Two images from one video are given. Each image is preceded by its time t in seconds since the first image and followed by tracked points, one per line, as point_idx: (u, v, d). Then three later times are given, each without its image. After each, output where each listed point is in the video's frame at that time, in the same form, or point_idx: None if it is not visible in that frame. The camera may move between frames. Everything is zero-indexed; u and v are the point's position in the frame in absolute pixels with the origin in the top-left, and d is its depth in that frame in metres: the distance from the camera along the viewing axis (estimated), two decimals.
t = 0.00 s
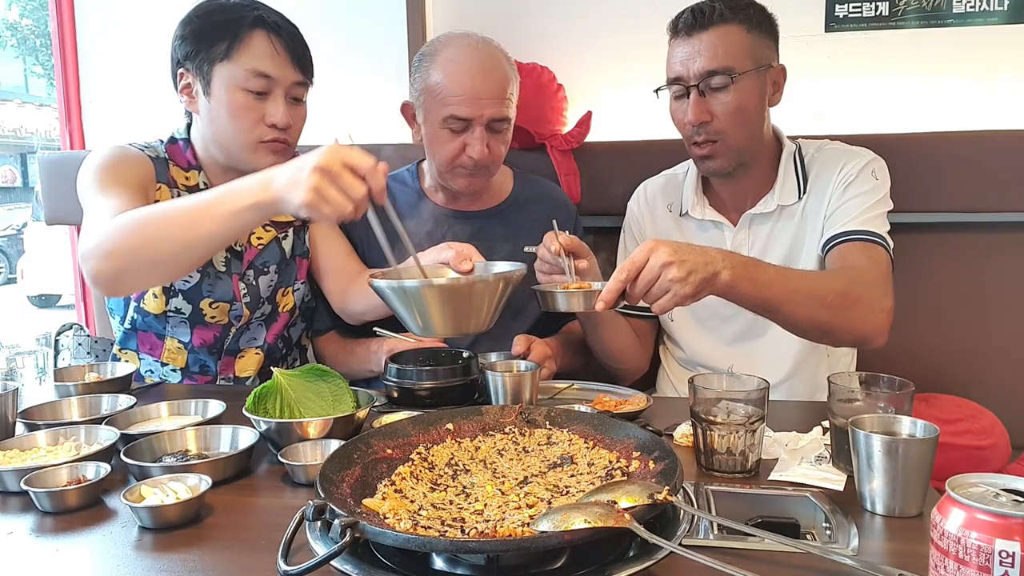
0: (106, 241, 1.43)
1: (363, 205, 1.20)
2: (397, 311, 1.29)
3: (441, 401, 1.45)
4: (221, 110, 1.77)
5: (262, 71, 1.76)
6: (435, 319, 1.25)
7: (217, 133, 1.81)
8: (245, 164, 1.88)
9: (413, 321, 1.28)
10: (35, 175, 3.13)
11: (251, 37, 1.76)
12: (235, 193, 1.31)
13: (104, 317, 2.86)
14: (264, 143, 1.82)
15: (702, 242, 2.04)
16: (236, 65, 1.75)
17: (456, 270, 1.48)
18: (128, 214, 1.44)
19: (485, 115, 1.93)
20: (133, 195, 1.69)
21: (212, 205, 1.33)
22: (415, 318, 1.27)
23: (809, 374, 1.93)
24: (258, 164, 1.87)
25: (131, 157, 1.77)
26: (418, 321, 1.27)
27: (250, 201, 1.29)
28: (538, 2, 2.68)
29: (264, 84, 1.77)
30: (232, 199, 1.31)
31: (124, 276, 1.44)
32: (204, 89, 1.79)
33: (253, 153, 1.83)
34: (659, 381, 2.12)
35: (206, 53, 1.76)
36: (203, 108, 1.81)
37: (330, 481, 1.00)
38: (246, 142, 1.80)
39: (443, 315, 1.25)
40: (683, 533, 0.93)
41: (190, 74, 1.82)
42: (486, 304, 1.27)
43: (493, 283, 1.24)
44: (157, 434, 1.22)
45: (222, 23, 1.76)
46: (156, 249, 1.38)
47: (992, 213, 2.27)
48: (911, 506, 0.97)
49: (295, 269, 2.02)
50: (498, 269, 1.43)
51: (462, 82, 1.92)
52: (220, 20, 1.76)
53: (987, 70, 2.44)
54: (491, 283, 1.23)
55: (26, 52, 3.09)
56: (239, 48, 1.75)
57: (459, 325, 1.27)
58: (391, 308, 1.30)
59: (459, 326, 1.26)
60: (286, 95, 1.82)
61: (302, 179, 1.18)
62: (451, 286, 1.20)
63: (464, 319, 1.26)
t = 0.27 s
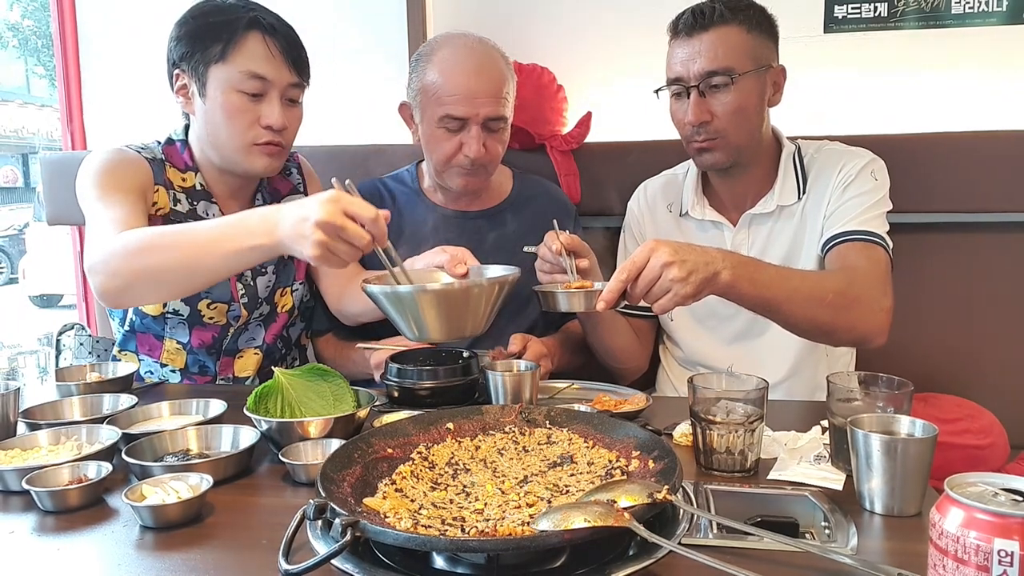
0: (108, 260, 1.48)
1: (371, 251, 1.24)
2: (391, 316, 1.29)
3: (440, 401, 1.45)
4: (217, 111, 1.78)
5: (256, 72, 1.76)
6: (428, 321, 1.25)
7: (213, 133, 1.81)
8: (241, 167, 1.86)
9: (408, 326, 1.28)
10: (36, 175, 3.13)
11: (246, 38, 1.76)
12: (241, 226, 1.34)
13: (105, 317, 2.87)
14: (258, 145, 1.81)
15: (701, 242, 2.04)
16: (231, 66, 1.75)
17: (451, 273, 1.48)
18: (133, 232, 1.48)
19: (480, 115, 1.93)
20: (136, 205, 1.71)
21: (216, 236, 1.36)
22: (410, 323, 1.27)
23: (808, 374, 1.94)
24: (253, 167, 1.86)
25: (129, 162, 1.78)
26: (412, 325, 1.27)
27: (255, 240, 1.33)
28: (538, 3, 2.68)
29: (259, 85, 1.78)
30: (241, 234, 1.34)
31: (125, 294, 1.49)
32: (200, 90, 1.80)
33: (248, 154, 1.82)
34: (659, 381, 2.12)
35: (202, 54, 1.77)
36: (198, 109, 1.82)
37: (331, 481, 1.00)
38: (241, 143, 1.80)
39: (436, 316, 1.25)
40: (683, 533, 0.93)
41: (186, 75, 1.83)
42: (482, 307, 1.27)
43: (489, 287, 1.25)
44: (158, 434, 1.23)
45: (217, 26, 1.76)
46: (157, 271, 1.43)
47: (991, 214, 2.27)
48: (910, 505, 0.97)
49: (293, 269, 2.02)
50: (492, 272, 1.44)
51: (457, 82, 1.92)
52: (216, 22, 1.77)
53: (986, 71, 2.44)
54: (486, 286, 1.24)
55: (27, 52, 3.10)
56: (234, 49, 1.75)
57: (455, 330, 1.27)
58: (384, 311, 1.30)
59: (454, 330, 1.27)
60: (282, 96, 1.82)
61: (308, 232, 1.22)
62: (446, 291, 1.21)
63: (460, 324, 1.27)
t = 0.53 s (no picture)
0: (113, 270, 1.48)
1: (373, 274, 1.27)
2: (397, 311, 1.30)
3: (440, 401, 1.45)
4: (217, 111, 1.78)
5: (257, 72, 1.76)
6: (432, 315, 1.26)
7: (213, 133, 1.81)
8: (241, 167, 1.86)
9: (413, 321, 1.29)
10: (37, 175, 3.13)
11: (246, 38, 1.76)
12: (244, 245, 1.33)
13: (105, 317, 2.87)
14: (258, 144, 1.82)
15: (701, 242, 2.04)
16: (231, 66, 1.75)
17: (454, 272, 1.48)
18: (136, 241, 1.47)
19: (481, 116, 1.93)
20: (138, 208, 1.71)
21: (220, 253, 1.35)
22: (414, 318, 1.28)
23: (809, 374, 1.94)
24: (253, 166, 1.85)
25: (131, 163, 1.77)
26: (416, 320, 1.28)
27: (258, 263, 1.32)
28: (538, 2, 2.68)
29: (259, 85, 1.78)
30: (242, 255, 1.33)
31: (131, 301, 1.49)
32: (200, 89, 1.80)
33: (248, 155, 1.82)
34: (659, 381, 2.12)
35: (202, 54, 1.77)
36: (198, 109, 1.82)
37: (331, 481, 1.00)
38: (242, 143, 1.80)
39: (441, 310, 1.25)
40: (683, 533, 0.93)
41: (186, 75, 1.82)
42: (485, 303, 1.28)
43: (492, 283, 1.25)
44: (158, 434, 1.22)
45: (217, 25, 1.76)
46: (161, 280, 1.42)
47: (991, 214, 2.27)
48: (910, 505, 0.97)
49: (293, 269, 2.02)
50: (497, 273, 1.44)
51: (458, 82, 1.92)
52: (216, 21, 1.77)
53: (986, 70, 2.44)
54: (490, 281, 1.25)
55: (27, 52, 3.10)
56: (234, 49, 1.75)
57: (459, 325, 1.28)
58: (390, 306, 1.31)
59: (458, 325, 1.28)
60: (282, 96, 1.82)
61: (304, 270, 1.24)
62: (449, 286, 1.22)
63: (464, 320, 1.28)
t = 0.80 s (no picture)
0: (117, 261, 1.47)
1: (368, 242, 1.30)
2: (400, 312, 1.30)
3: (440, 401, 1.45)
4: (218, 110, 1.78)
5: (259, 72, 1.76)
6: (437, 318, 1.25)
7: (214, 133, 1.81)
8: (240, 165, 1.87)
9: (416, 323, 1.29)
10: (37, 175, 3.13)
11: (247, 38, 1.76)
12: (244, 228, 1.33)
13: (105, 317, 2.87)
14: (259, 143, 1.82)
15: (701, 242, 2.04)
16: (233, 66, 1.75)
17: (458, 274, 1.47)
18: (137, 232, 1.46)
19: (482, 117, 1.93)
20: (141, 203, 1.71)
21: (220, 238, 1.35)
22: (417, 319, 1.28)
23: (809, 374, 1.94)
24: (253, 165, 1.86)
25: (132, 162, 1.77)
26: (420, 322, 1.28)
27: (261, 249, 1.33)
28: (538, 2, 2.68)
29: (260, 84, 1.78)
30: (239, 238, 1.33)
31: (136, 291, 1.48)
32: (201, 88, 1.80)
33: (250, 155, 1.83)
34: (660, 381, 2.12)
35: (203, 53, 1.77)
36: (200, 108, 1.82)
37: (331, 481, 1.00)
38: (243, 143, 1.80)
39: (446, 312, 1.25)
40: (683, 533, 0.93)
41: (187, 74, 1.82)
42: (490, 307, 1.27)
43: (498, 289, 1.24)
44: (158, 434, 1.22)
45: (219, 24, 1.76)
46: (165, 269, 1.41)
47: (991, 214, 2.27)
48: (910, 505, 0.97)
49: (293, 270, 2.02)
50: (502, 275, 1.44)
51: (459, 82, 1.92)
52: (218, 20, 1.77)
53: (986, 70, 2.44)
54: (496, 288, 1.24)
55: (27, 52, 3.10)
56: (237, 48, 1.75)
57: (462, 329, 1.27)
58: (393, 307, 1.31)
59: (462, 329, 1.27)
60: (282, 96, 1.82)
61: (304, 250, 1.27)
62: (455, 289, 1.21)
63: (467, 324, 1.27)
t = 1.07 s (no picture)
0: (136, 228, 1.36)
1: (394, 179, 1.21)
2: (404, 310, 1.30)
3: (440, 401, 1.45)
4: (220, 110, 1.78)
5: (263, 71, 1.76)
6: (441, 318, 1.26)
7: (217, 133, 1.81)
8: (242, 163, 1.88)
9: (421, 322, 1.29)
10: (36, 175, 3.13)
11: (250, 38, 1.76)
12: (269, 172, 1.22)
13: (105, 317, 2.87)
14: (262, 143, 1.82)
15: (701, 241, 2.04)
16: (236, 65, 1.75)
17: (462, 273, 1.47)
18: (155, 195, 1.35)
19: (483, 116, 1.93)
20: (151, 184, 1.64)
21: (246, 187, 1.24)
22: (422, 319, 1.28)
23: (809, 374, 1.94)
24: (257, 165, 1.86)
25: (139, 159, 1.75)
26: (424, 321, 1.28)
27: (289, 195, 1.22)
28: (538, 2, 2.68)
29: (264, 84, 1.78)
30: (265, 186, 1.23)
31: (165, 257, 1.36)
32: (203, 88, 1.79)
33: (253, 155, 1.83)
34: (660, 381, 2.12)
35: (206, 52, 1.77)
36: (202, 108, 1.81)
37: (331, 481, 1.00)
38: (247, 143, 1.80)
39: (449, 314, 1.25)
40: (683, 533, 0.93)
41: (189, 74, 1.82)
42: (494, 307, 1.26)
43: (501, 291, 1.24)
44: (158, 434, 1.22)
45: (222, 23, 1.76)
46: (192, 228, 1.29)
47: (991, 214, 2.27)
48: (910, 505, 0.97)
49: (294, 269, 2.02)
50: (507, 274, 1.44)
51: (459, 81, 1.92)
52: (221, 20, 1.77)
53: (986, 70, 2.44)
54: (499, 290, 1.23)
55: (27, 52, 3.08)
56: (240, 48, 1.75)
57: (465, 329, 1.27)
58: (398, 305, 1.31)
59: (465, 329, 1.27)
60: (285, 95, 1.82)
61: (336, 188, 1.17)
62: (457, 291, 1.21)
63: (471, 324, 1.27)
